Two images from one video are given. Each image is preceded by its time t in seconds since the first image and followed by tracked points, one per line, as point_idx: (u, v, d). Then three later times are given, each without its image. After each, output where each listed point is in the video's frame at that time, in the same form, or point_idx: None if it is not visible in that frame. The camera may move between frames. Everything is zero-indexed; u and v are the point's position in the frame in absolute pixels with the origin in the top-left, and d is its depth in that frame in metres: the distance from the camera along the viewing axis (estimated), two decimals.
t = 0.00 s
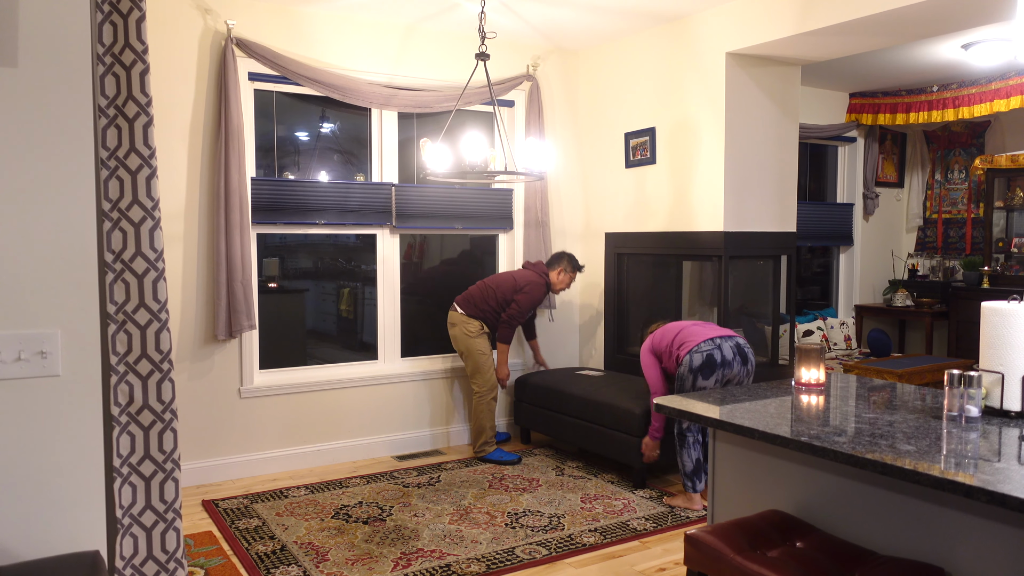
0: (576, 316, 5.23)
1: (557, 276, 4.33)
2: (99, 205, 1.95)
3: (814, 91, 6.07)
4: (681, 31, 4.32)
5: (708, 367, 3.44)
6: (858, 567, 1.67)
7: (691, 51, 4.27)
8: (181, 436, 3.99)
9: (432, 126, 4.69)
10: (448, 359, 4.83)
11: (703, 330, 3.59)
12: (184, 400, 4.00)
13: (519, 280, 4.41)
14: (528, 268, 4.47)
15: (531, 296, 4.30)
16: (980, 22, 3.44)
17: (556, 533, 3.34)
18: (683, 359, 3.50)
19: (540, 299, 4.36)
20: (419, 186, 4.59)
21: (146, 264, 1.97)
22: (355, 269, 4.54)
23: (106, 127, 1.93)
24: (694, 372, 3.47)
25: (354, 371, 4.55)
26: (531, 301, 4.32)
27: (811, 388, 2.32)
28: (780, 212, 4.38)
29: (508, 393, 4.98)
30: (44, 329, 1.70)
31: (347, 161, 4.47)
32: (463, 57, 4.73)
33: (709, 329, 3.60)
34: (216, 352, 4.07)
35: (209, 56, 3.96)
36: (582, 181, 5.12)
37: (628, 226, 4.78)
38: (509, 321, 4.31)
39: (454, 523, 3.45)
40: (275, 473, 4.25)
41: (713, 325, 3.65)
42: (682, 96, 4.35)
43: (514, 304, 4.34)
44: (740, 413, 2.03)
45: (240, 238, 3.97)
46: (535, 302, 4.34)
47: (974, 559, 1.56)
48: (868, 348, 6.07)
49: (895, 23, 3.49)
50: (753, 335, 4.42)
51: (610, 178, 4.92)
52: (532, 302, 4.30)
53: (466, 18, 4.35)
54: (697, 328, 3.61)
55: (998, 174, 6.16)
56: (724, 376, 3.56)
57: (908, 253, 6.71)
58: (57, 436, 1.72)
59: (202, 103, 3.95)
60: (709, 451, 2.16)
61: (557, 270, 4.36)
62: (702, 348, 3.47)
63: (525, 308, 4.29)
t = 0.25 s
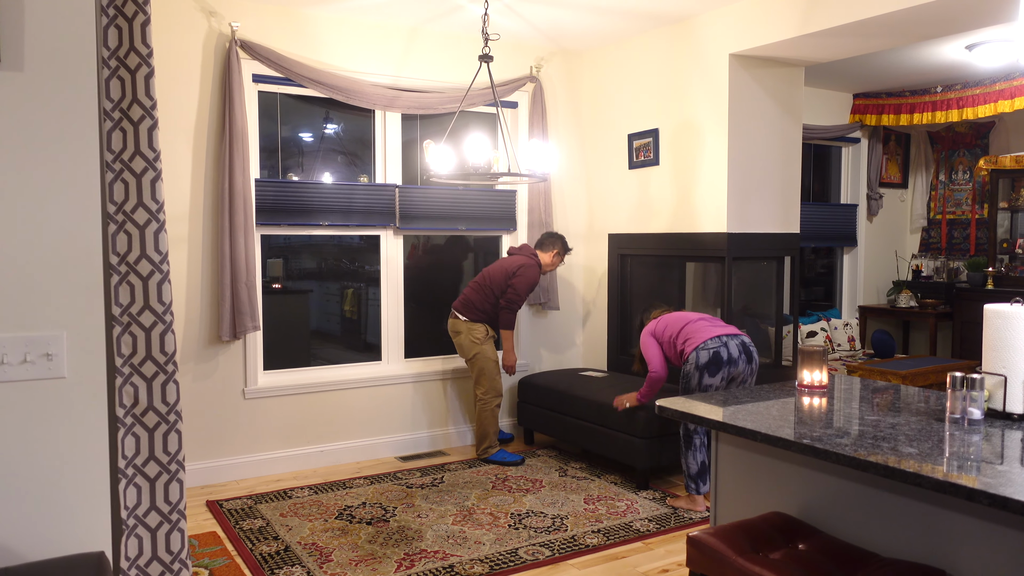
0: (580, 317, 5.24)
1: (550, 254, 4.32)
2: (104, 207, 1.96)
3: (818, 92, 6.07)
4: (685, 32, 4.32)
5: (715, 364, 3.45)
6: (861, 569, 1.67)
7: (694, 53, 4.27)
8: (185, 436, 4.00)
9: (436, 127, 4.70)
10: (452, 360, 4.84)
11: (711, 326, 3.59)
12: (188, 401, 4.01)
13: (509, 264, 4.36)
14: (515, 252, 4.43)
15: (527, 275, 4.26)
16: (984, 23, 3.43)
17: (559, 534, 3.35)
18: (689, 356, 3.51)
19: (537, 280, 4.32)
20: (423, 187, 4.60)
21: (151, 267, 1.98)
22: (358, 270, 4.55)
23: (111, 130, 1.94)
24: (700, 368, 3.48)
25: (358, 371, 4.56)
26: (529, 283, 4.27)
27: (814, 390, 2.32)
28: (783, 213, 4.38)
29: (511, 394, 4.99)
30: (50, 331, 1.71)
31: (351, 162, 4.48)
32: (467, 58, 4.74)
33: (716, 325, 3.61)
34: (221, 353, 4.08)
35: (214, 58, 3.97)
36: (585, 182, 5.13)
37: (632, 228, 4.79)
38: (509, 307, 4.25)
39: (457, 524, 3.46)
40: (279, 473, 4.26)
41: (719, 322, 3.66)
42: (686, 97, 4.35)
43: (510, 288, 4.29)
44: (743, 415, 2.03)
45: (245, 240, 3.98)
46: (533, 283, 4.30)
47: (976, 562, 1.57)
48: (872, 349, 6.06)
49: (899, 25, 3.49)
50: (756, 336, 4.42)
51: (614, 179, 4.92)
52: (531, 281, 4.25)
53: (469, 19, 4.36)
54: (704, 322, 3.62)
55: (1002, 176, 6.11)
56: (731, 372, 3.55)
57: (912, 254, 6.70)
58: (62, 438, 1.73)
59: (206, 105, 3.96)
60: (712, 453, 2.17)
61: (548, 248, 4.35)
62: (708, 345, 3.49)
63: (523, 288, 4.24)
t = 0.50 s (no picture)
0: (583, 316, 5.24)
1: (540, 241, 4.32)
2: (109, 206, 1.97)
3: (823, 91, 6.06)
4: (688, 31, 4.32)
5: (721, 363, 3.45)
6: (863, 567, 1.67)
7: (697, 52, 4.27)
8: (190, 435, 4.02)
9: (439, 126, 4.70)
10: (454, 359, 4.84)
11: (716, 324, 3.57)
12: (192, 399, 4.02)
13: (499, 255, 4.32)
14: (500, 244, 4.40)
15: (522, 263, 4.24)
16: (987, 22, 3.43)
17: (562, 532, 3.35)
18: (694, 354, 3.51)
19: (530, 268, 4.30)
20: (427, 186, 4.61)
21: (156, 265, 1.99)
22: (362, 269, 4.56)
23: (116, 129, 1.95)
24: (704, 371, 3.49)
25: (361, 370, 4.57)
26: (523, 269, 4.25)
27: (817, 389, 2.31)
28: (787, 212, 4.38)
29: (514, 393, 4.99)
30: (55, 329, 1.72)
31: (354, 161, 4.49)
32: (470, 57, 4.74)
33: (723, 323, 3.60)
34: (224, 352, 4.09)
35: (218, 57, 3.98)
36: (589, 181, 5.13)
37: (635, 227, 4.79)
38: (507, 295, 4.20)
39: (460, 522, 3.46)
40: (282, 472, 4.28)
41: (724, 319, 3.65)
42: (689, 96, 4.35)
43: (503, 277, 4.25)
44: (745, 414, 2.03)
45: (249, 238, 3.99)
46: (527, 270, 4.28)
47: (979, 559, 1.56)
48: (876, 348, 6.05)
49: (903, 23, 3.48)
50: (760, 335, 4.42)
51: (617, 178, 4.92)
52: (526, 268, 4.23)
53: (473, 18, 4.37)
54: (710, 319, 3.60)
55: (1007, 174, 6.08)
56: (735, 371, 3.56)
57: (916, 253, 6.69)
58: (68, 435, 1.74)
59: (210, 104, 3.97)
60: (714, 451, 2.17)
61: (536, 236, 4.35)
62: (713, 344, 3.48)
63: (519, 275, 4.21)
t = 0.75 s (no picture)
0: (589, 315, 5.24)
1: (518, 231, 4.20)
2: (116, 204, 1.98)
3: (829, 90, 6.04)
4: (694, 30, 4.32)
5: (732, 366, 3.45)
6: (868, 565, 1.67)
7: (703, 50, 4.27)
8: (196, 433, 4.04)
9: (445, 126, 4.71)
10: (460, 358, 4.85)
11: (727, 324, 3.56)
12: (199, 398, 4.04)
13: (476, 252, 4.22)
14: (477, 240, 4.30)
15: (498, 254, 4.12)
16: (994, 20, 3.42)
17: (567, 531, 3.35)
18: (705, 354, 3.51)
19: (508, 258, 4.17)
20: (432, 185, 4.62)
21: (163, 263, 2.00)
22: (368, 268, 4.57)
23: (123, 128, 1.96)
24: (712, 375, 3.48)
25: (367, 369, 4.58)
26: (502, 261, 4.12)
27: (822, 387, 2.30)
28: (792, 211, 4.37)
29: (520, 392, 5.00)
30: (63, 327, 1.74)
31: (360, 160, 4.50)
32: (475, 57, 4.75)
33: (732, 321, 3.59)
34: (231, 351, 4.11)
35: (224, 57, 4.00)
36: (594, 181, 5.12)
37: (641, 226, 4.79)
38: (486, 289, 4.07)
39: (466, 521, 3.47)
40: (288, 471, 4.29)
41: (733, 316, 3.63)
42: (694, 94, 4.34)
43: (482, 271, 4.13)
44: (751, 412, 2.03)
45: (255, 238, 4.00)
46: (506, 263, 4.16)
47: (985, 557, 1.56)
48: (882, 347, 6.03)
49: (909, 22, 3.48)
50: (765, 334, 4.41)
51: (622, 178, 4.92)
52: (505, 260, 4.11)
53: (478, 18, 4.37)
54: (720, 317, 3.57)
55: (1015, 173, 6.11)
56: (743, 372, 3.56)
57: (923, 252, 6.67)
58: (76, 432, 1.75)
59: (216, 104, 3.99)
60: (720, 449, 2.17)
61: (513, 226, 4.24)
62: (725, 345, 3.48)
63: (498, 267, 4.08)
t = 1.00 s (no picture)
0: (592, 316, 5.25)
1: (484, 223, 4.20)
2: (119, 204, 1.99)
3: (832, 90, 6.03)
4: (697, 30, 4.32)
5: (736, 368, 3.45)
6: (869, 565, 1.67)
7: (706, 51, 4.27)
8: (200, 433, 4.05)
9: (448, 127, 4.72)
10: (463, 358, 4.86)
11: (734, 325, 3.55)
12: (202, 398, 4.05)
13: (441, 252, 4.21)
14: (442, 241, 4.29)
15: (460, 247, 4.10)
16: (998, 20, 3.41)
17: (569, 531, 3.36)
18: (709, 355, 3.50)
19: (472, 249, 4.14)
20: (435, 185, 4.63)
21: (166, 263, 2.01)
22: (371, 269, 4.58)
23: (126, 128, 1.97)
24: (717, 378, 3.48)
25: (370, 369, 4.59)
26: (467, 255, 4.11)
27: (824, 387, 2.30)
28: (796, 211, 4.37)
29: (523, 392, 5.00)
30: (66, 326, 1.74)
31: (364, 161, 4.51)
32: (478, 57, 4.75)
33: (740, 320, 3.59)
34: (235, 351, 4.12)
35: (228, 58, 4.01)
36: (597, 181, 5.12)
37: (644, 227, 4.78)
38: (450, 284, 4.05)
39: (468, 521, 3.47)
40: (291, 470, 4.30)
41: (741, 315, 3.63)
42: (697, 95, 4.34)
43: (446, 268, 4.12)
44: (751, 412, 2.04)
45: (259, 238, 4.01)
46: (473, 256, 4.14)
47: (987, 557, 1.56)
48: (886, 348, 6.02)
49: (912, 22, 3.48)
50: (769, 335, 4.41)
51: (626, 178, 4.92)
52: (471, 252, 4.09)
53: (481, 19, 4.38)
54: (729, 316, 3.57)
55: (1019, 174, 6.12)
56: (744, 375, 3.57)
57: (927, 253, 6.65)
58: (79, 431, 1.76)
59: (220, 104, 4.00)
60: (721, 449, 2.16)
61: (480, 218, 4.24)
62: (731, 349, 3.47)
63: (463, 260, 4.07)
